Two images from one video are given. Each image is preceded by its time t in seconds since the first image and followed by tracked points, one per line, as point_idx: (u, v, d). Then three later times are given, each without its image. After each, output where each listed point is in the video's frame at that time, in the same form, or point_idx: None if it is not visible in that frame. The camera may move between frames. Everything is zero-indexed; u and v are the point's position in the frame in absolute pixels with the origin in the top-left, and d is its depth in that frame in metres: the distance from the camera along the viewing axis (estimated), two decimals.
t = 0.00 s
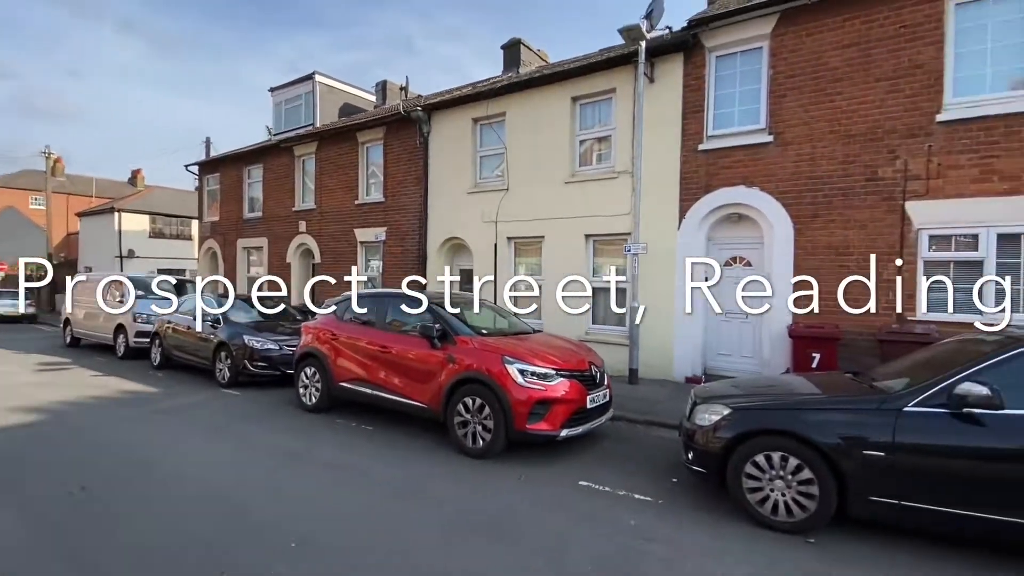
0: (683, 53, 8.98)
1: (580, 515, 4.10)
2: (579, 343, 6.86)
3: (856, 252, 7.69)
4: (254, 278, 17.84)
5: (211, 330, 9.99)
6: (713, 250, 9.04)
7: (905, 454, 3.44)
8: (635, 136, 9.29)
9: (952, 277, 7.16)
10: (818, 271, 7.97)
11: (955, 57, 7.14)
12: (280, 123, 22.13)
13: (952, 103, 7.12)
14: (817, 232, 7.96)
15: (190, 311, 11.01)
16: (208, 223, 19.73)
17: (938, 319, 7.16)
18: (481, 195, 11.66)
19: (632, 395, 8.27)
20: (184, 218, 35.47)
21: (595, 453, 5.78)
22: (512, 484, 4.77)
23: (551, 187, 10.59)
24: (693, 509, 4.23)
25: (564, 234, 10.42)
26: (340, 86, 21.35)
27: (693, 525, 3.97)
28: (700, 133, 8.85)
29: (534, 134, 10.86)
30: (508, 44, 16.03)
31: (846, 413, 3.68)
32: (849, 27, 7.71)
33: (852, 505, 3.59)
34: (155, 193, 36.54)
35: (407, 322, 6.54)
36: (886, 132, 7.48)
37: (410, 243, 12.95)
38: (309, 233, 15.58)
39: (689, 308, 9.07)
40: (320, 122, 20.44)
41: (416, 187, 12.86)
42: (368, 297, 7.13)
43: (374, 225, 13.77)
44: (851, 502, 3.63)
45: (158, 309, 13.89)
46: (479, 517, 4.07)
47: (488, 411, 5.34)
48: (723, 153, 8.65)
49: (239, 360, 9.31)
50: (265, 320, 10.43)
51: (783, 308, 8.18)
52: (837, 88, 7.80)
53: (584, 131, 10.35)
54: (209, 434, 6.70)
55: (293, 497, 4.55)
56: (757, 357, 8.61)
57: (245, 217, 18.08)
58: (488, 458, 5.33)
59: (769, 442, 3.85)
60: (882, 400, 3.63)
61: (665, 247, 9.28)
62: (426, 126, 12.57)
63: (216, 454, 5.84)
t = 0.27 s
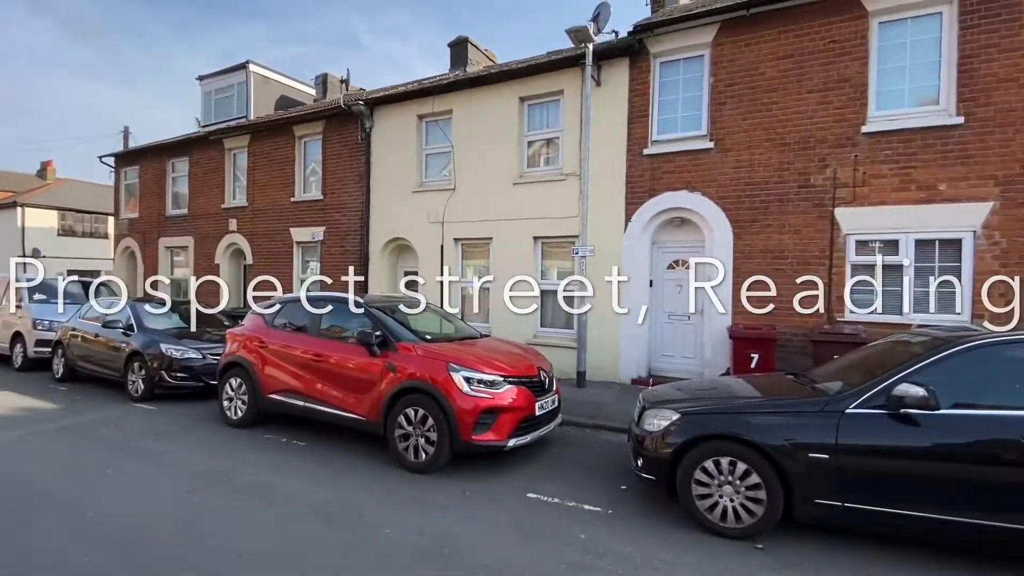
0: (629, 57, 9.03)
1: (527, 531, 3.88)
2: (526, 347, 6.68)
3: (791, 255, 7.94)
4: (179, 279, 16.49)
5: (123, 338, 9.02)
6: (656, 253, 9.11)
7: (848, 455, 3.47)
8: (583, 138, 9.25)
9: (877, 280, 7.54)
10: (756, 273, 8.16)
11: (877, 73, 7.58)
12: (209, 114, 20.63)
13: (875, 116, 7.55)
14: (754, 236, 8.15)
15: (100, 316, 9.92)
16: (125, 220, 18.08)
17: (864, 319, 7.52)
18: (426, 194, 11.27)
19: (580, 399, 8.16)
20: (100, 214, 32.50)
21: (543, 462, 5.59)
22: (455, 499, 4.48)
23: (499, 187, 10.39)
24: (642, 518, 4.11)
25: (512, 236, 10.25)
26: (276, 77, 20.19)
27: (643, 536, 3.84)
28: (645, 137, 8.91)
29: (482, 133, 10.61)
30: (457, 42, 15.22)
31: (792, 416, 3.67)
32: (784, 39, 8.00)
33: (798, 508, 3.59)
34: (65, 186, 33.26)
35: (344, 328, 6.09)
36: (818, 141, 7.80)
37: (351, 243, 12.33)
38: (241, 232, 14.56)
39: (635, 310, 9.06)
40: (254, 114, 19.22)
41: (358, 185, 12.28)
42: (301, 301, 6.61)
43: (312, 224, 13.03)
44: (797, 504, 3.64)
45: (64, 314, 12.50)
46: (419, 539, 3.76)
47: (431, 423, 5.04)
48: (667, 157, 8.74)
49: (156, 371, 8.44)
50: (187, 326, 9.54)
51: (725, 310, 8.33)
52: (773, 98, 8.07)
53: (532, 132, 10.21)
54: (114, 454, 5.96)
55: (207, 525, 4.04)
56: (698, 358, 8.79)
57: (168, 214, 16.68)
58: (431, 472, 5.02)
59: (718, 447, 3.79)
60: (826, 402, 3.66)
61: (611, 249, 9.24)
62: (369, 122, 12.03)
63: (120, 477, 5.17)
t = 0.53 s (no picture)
0: (572, 61, 8.92)
1: (465, 562, 3.55)
2: (467, 356, 6.35)
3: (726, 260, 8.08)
4: (79, 283, 14.74)
5: None
6: (599, 257, 9.08)
7: (792, 465, 3.42)
8: (526, 141, 9.05)
9: (805, 286, 7.82)
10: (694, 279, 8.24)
11: (804, 89, 7.90)
12: (118, 101, 18.71)
13: (803, 128, 7.85)
14: (692, 242, 8.23)
15: None
16: (13, 216, 15.97)
17: (794, 324, 7.79)
18: (362, 194, 10.67)
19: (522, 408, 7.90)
20: None
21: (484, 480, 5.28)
22: (388, 529, 4.08)
23: (440, 189, 10.00)
24: (588, 540, 3.89)
25: (453, 240, 9.89)
26: (198, 65, 18.65)
27: (590, 560, 3.62)
28: (588, 142, 8.83)
29: (422, 132, 10.17)
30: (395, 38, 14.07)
31: (738, 426, 3.58)
32: (720, 51, 8.17)
33: (745, 521, 3.51)
34: None
35: (263, 339, 5.50)
36: (751, 151, 8.00)
37: (280, 245, 11.47)
38: (153, 231, 13.21)
39: (578, 316, 8.93)
40: (171, 103, 17.62)
41: (287, 182, 11.45)
42: (213, 309, 5.93)
43: (235, 224, 12.02)
44: (744, 518, 3.56)
45: None
46: None
47: (360, 444, 4.60)
48: (609, 163, 8.70)
49: (41, 389, 7.35)
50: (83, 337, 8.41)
51: (666, 316, 8.35)
52: (710, 107, 8.18)
53: (475, 133, 9.91)
54: None
55: None
56: (639, 363, 8.81)
57: (66, 210, 14.89)
58: (361, 499, 4.58)
59: (666, 461, 3.65)
60: (770, 410, 3.60)
61: (554, 253, 9.08)
62: (300, 115, 11.25)
63: None
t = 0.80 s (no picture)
0: (524, 67, 8.76)
1: None
2: (414, 373, 6.00)
3: (674, 270, 8.13)
4: None
5: None
6: (551, 266, 8.95)
7: (754, 487, 3.34)
8: (477, 146, 8.78)
9: (749, 297, 8.01)
10: (645, 289, 8.23)
11: (748, 105, 8.12)
12: (20, 87, 16.76)
13: (747, 143, 8.06)
14: (643, 252, 8.24)
15: None
16: None
17: (739, 334, 7.94)
18: (301, 197, 10.01)
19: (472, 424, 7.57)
20: None
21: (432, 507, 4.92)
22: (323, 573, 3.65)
23: (385, 194, 9.53)
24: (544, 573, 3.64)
25: (399, 247, 9.44)
26: (117, 52, 17.06)
27: None
28: (540, 150, 8.69)
29: (366, 134, 9.68)
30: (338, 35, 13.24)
31: (699, 447, 3.46)
32: (669, 64, 8.25)
33: (707, 547, 3.39)
34: None
35: (181, 358, 4.89)
36: (698, 164, 8.11)
37: (207, 250, 10.55)
38: (58, 233, 11.83)
39: (529, 326, 8.72)
40: (83, 92, 15.98)
41: (216, 182, 10.57)
42: (122, 324, 5.24)
43: (156, 227, 10.96)
44: (706, 544, 3.44)
45: None
46: None
47: (293, 476, 4.14)
48: (561, 171, 8.59)
49: None
50: None
51: (617, 326, 8.31)
52: (660, 119, 8.24)
53: (423, 136, 9.54)
54: None
55: None
56: (590, 374, 8.75)
57: None
58: (293, 538, 4.11)
59: (627, 486, 3.47)
60: (731, 429, 3.50)
61: (505, 262, 8.84)
62: (231, 111, 10.43)
63: None
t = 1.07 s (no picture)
0: (487, 71, 8.58)
1: None
2: (369, 389, 5.62)
3: (636, 280, 8.11)
4: None
5: None
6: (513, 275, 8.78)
7: (736, 505, 3.23)
8: (437, 151, 8.49)
9: (708, 307, 8.11)
10: (607, 299, 8.17)
11: (706, 118, 8.28)
12: None
13: (706, 155, 8.19)
14: (605, 262, 8.18)
15: None
16: None
17: (699, 343, 8.01)
18: (246, 199, 9.34)
19: (431, 440, 7.21)
20: None
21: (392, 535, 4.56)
22: None
23: (339, 197, 9.05)
24: None
25: (353, 254, 8.97)
26: (35, 36, 15.55)
27: None
28: (502, 156, 8.51)
29: (319, 134, 9.18)
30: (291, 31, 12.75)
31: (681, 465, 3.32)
32: (631, 75, 8.29)
33: (689, 571, 3.25)
34: None
35: (102, 375, 4.31)
36: (659, 174, 8.15)
37: (138, 255, 9.65)
38: None
39: (491, 336, 8.47)
40: None
41: (149, 181, 9.71)
42: (32, 337, 4.59)
43: (77, 228, 9.93)
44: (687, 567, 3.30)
45: None
46: None
47: (236, 510, 3.71)
48: (524, 178, 8.44)
49: None
50: None
51: (581, 336, 8.20)
52: (622, 129, 8.25)
53: (380, 138, 9.15)
54: None
55: None
56: (553, 385, 8.61)
57: None
58: None
59: (607, 509, 3.29)
60: (712, 445, 3.39)
61: (466, 270, 8.55)
62: (168, 104, 9.64)
63: None
